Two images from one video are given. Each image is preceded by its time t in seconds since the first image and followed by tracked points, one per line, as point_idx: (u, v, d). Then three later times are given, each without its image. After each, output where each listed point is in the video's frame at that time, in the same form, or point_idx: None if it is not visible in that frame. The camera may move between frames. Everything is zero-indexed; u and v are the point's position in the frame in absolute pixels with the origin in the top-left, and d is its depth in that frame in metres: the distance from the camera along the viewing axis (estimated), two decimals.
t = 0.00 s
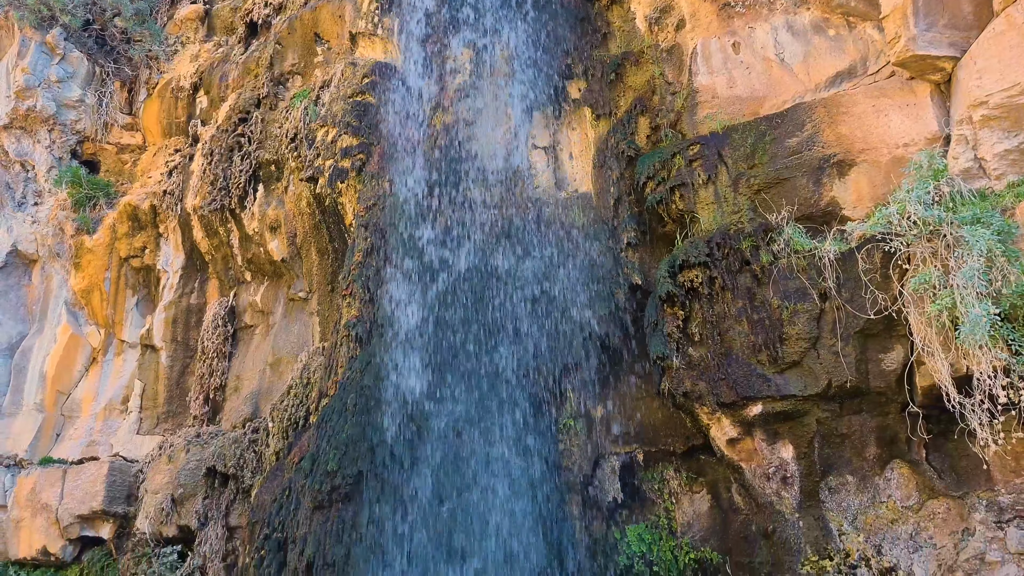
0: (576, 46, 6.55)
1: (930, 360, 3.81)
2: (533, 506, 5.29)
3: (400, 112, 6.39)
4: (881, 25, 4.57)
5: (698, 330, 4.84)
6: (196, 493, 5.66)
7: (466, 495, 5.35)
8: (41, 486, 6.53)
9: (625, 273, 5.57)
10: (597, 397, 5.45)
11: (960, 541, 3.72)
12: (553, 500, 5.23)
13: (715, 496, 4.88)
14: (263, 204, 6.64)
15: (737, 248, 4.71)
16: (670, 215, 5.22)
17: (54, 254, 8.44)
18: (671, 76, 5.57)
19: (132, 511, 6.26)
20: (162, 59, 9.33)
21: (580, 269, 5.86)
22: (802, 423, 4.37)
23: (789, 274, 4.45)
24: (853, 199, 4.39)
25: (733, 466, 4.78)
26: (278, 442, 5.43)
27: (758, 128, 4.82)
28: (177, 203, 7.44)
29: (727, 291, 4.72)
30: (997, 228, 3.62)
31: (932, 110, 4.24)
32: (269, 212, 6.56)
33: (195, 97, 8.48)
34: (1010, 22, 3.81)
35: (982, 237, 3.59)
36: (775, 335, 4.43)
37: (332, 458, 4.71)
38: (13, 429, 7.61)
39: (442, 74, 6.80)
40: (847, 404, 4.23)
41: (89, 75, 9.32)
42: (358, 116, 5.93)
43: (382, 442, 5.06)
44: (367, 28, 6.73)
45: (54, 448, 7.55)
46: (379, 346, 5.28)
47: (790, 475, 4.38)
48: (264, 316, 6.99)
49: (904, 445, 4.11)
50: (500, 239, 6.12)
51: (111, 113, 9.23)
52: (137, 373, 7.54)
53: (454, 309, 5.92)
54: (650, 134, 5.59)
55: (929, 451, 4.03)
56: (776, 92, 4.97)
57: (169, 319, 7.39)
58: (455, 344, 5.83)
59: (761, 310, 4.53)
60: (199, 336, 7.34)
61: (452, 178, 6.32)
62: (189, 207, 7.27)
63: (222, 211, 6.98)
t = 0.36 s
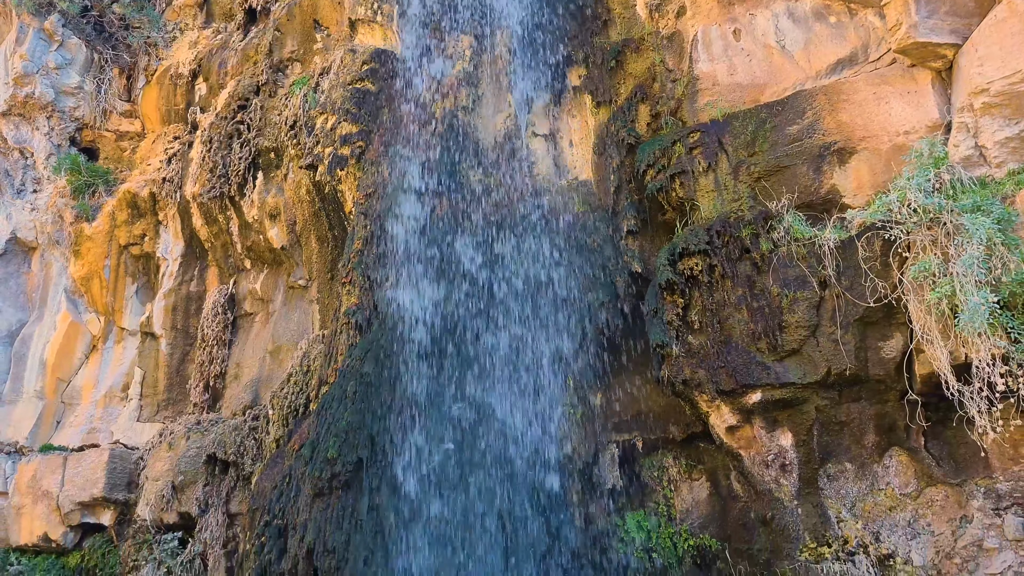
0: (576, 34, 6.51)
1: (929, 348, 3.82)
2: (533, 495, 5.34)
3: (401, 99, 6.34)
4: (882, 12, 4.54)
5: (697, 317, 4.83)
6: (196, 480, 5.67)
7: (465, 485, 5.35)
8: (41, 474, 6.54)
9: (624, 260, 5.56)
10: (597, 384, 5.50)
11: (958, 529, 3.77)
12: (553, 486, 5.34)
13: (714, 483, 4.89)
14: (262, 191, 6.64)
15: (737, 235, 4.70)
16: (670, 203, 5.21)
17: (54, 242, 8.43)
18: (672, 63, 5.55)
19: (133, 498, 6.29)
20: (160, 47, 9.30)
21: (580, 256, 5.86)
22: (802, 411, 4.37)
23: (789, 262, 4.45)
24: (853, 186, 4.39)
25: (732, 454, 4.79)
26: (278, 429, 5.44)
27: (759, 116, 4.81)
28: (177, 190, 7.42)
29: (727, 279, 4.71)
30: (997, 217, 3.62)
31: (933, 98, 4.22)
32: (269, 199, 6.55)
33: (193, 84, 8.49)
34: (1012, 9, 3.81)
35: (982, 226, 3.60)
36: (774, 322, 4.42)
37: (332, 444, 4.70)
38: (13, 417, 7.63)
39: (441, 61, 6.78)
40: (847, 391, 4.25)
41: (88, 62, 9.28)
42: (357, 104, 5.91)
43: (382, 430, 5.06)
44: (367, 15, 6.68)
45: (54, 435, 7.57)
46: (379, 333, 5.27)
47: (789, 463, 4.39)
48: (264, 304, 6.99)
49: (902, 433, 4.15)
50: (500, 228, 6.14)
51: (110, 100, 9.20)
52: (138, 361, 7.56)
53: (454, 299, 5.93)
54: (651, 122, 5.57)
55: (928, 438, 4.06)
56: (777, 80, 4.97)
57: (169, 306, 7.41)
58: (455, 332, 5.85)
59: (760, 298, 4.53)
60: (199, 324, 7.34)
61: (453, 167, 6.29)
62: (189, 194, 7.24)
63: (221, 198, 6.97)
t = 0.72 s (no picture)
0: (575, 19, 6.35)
1: (928, 336, 3.83)
2: (534, 483, 5.33)
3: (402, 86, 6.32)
4: None
5: (697, 305, 4.83)
6: (196, 467, 5.68)
7: (466, 473, 5.37)
8: (42, 461, 6.56)
9: (624, 249, 5.54)
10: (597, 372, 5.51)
11: (955, 516, 3.80)
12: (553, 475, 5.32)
13: (713, 470, 4.92)
14: (261, 178, 6.63)
15: (737, 223, 4.70)
16: (669, 191, 5.21)
17: (53, 229, 8.42)
18: (672, 50, 5.53)
19: (133, 486, 6.31)
20: (159, 33, 9.29)
21: (579, 245, 5.87)
22: (800, 398, 4.38)
23: (789, 250, 4.45)
24: (853, 173, 4.38)
25: (730, 441, 4.82)
26: (278, 417, 5.45)
27: (759, 104, 4.80)
28: (175, 177, 7.41)
29: (727, 266, 4.72)
30: (997, 204, 3.62)
31: (934, 85, 4.21)
32: (269, 187, 6.54)
33: (192, 71, 8.46)
34: None
35: (982, 212, 3.59)
36: (774, 310, 4.43)
37: (332, 432, 4.71)
38: (13, 404, 7.63)
39: (441, 47, 6.76)
40: (846, 378, 4.26)
41: (86, 49, 9.29)
42: (356, 90, 5.89)
43: (382, 417, 5.07)
44: (365, 2, 6.77)
45: (54, 423, 7.58)
46: (378, 321, 5.28)
47: (788, 450, 4.40)
48: (263, 292, 7.00)
49: (900, 420, 4.17)
50: (500, 217, 6.13)
51: (108, 88, 9.20)
52: (137, 348, 7.57)
53: (455, 288, 5.93)
54: (651, 109, 5.55)
55: (926, 426, 4.07)
56: (777, 67, 4.97)
57: (169, 294, 7.42)
58: (455, 320, 5.86)
59: (760, 286, 4.53)
60: (199, 312, 7.34)
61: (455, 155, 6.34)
62: (188, 182, 7.23)
63: (219, 185, 6.95)
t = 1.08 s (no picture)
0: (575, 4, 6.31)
1: (927, 322, 3.86)
2: (533, 470, 5.34)
3: (400, 72, 6.31)
4: None
5: (696, 292, 4.82)
6: (196, 455, 5.69)
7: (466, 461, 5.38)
8: (42, 448, 6.58)
9: (624, 236, 5.53)
10: (597, 359, 5.50)
11: (954, 501, 3.95)
12: (553, 461, 5.35)
13: (711, 456, 4.92)
14: (260, 165, 6.63)
15: (737, 210, 4.69)
16: (669, 177, 5.20)
17: (52, 217, 8.42)
18: (672, 37, 5.52)
19: (133, 472, 6.35)
20: (156, 19, 9.34)
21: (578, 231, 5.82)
22: (799, 385, 4.40)
23: (789, 237, 4.46)
24: (853, 160, 4.37)
25: (729, 428, 4.81)
26: (278, 404, 5.47)
27: (759, 91, 4.79)
28: (174, 164, 7.41)
29: (726, 254, 4.71)
30: (996, 189, 3.61)
31: (934, 71, 4.20)
32: (267, 174, 6.55)
33: (190, 58, 8.41)
34: None
35: (981, 198, 3.59)
36: (773, 297, 4.44)
37: (332, 418, 4.75)
38: (13, 391, 7.66)
39: (440, 33, 6.74)
40: (845, 364, 4.27)
41: (84, 36, 9.28)
42: (355, 77, 5.88)
43: (383, 404, 5.07)
44: None
45: (55, 410, 7.61)
46: (379, 308, 5.26)
47: (787, 436, 4.41)
48: (263, 280, 6.99)
49: (899, 407, 4.21)
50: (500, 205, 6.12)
51: (106, 74, 9.20)
52: (137, 336, 7.57)
53: (455, 278, 5.95)
54: (650, 95, 5.53)
55: (924, 412, 4.14)
56: (778, 53, 4.95)
57: (168, 281, 7.41)
58: (456, 308, 5.88)
59: (760, 273, 4.54)
60: (198, 300, 7.33)
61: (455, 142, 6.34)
62: (187, 169, 7.22)
63: (218, 172, 6.95)
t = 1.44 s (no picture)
0: None
1: (926, 309, 3.86)
2: (531, 458, 5.37)
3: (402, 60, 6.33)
4: None
5: (695, 280, 4.82)
6: (196, 443, 5.71)
7: (467, 450, 5.41)
8: (43, 436, 6.60)
9: (623, 224, 5.50)
10: (596, 347, 5.50)
11: (951, 488, 4.00)
12: (553, 449, 5.34)
13: (710, 443, 4.94)
14: (259, 153, 6.63)
15: (736, 197, 4.69)
16: (669, 164, 5.18)
17: (50, 204, 8.39)
18: (671, 24, 5.49)
19: (133, 460, 6.36)
20: (154, 7, 9.30)
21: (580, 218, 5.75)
22: (798, 372, 4.42)
23: (788, 224, 4.46)
24: (853, 148, 4.36)
25: (728, 415, 4.78)
26: (278, 392, 5.47)
27: (759, 78, 4.77)
28: (173, 152, 7.40)
29: (725, 241, 4.71)
30: (996, 176, 3.62)
31: (935, 58, 4.19)
32: (267, 162, 6.55)
33: (188, 45, 8.37)
34: None
35: (981, 184, 3.59)
36: (772, 284, 4.44)
37: (331, 406, 4.75)
38: (13, 379, 7.67)
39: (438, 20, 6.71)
40: (844, 352, 4.31)
41: (81, 23, 9.23)
42: (354, 65, 5.88)
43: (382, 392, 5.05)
44: None
45: (55, 398, 7.62)
46: (379, 295, 5.23)
47: (785, 423, 4.42)
48: (262, 268, 6.99)
49: (897, 394, 4.26)
50: (501, 193, 6.09)
51: (104, 61, 9.16)
52: (137, 324, 7.57)
53: (455, 266, 5.93)
54: (650, 83, 5.51)
55: (922, 399, 4.19)
56: (778, 39, 4.94)
57: (168, 270, 7.41)
58: (455, 296, 5.87)
59: (759, 261, 4.55)
60: (198, 288, 7.33)
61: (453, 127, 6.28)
62: (185, 157, 7.21)
63: (217, 160, 6.94)
